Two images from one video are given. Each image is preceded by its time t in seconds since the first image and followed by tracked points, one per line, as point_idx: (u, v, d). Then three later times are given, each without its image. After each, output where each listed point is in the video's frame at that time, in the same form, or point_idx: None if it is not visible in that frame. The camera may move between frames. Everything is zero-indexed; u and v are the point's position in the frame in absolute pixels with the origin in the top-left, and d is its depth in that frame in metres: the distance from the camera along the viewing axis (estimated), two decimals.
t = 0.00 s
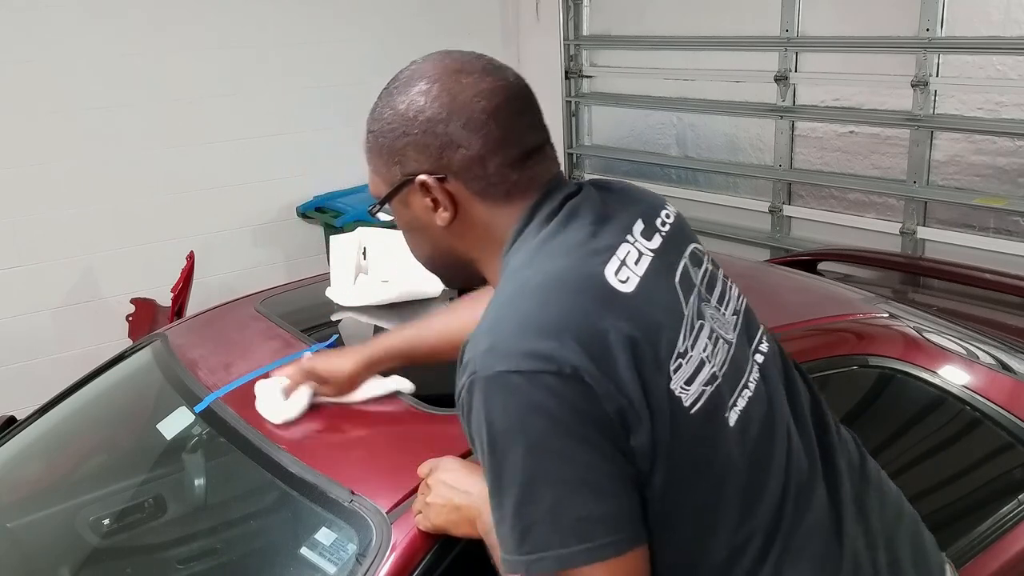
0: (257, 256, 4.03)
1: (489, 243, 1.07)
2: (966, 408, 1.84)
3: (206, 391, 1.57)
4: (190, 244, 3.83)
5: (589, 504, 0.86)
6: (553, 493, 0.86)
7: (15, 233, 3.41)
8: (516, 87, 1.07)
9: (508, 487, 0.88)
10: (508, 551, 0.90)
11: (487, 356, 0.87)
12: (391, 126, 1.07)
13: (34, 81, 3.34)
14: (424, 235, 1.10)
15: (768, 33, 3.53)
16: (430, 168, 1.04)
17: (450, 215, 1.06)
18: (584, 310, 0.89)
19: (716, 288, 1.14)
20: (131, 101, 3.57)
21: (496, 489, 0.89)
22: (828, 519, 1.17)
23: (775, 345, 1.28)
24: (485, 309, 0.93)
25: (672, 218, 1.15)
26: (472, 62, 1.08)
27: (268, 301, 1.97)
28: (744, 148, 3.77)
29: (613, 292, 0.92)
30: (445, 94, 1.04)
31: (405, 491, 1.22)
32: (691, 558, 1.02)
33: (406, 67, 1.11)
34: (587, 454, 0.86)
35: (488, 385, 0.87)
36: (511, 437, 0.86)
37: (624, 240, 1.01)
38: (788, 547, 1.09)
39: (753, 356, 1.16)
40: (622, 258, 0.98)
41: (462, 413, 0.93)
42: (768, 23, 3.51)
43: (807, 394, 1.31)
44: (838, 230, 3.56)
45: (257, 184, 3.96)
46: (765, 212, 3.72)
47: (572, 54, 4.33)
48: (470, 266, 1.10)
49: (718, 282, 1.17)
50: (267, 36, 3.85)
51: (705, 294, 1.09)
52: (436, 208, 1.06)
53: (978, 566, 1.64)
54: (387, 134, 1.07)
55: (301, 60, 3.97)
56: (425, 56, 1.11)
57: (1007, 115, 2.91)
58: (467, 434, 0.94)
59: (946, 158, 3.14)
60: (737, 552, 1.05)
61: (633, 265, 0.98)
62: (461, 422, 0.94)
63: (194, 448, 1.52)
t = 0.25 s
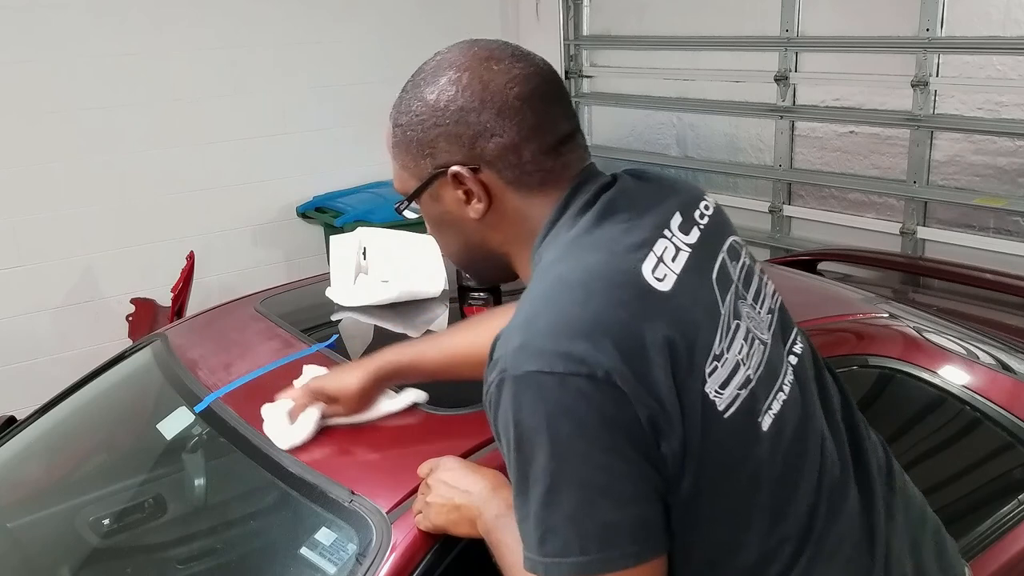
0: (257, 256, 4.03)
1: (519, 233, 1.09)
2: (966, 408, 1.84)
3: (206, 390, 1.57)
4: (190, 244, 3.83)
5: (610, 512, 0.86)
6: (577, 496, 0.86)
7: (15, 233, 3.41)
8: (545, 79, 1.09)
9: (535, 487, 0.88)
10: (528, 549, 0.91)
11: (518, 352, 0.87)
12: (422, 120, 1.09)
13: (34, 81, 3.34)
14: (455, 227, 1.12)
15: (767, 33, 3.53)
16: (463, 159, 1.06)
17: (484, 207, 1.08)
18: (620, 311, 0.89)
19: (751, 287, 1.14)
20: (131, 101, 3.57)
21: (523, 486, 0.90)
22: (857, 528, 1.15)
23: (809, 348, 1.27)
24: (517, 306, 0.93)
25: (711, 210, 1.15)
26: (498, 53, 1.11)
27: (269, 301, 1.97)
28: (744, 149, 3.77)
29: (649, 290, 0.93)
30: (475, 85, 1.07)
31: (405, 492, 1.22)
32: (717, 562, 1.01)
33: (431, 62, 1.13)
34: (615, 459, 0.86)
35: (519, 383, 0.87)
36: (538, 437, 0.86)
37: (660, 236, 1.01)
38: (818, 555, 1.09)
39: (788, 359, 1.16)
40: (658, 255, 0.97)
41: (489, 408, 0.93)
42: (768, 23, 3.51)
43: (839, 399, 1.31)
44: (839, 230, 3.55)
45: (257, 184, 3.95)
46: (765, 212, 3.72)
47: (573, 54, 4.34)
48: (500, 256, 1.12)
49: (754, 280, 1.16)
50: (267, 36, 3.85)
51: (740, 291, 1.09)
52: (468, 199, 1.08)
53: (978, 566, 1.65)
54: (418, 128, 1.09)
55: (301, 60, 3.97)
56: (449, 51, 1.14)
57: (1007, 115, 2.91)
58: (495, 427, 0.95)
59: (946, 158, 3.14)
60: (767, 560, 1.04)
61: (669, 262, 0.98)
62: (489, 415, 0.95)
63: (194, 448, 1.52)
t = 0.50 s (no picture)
0: (257, 256, 4.03)
1: (589, 215, 1.02)
2: (966, 408, 1.84)
3: (206, 391, 1.57)
4: (190, 244, 3.82)
5: (682, 529, 0.85)
6: (649, 510, 0.84)
7: (15, 233, 3.41)
8: (627, 52, 1.01)
9: (603, 491, 0.87)
10: (591, 552, 0.90)
11: (597, 356, 0.84)
12: (495, 86, 0.99)
13: (34, 81, 3.34)
14: (524, 204, 1.04)
15: (768, 33, 3.53)
16: (538, 133, 0.98)
17: (557, 185, 1.00)
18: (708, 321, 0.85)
19: (826, 282, 1.10)
20: (130, 101, 3.57)
21: (590, 491, 0.88)
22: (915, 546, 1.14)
23: (874, 353, 1.25)
24: (592, 302, 0.89)
25: (786, 198, 1.11)
26: (577, 19, 1.02)
27: (269, 301, 1.97)
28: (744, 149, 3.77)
29: (735, 291, 0.89)
30: (555, 52, 0.98)
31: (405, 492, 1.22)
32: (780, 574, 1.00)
33: (503, 25, 1.04)
34: (694, 475, 0.84)
35: (597, 389, 0.83)
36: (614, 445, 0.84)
37: (740, 233, 0.96)
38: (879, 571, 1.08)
39: (857, 364, 1.14)
40: (741, 253, 0.93)
41: (556, 403, 0.90)
42: (768, 23, 3.51)
43: (899, 406, 1.29)
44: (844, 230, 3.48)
45: (257, 184, 3.95)
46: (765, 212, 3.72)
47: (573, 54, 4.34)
48: (569, 238, 1.05)
49: (827, 273, 1.12)
50: (267, 36, 3.85)
51: (817, 289, 1.06)
52: (540, 175, 1.01)
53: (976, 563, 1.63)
54: (489, 96, 1.00)
55: (301, 60, 3.96)
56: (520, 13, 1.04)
57: (1007, 115, 2.90)
58: (558, 421, 0.92)
59: (945, 158, 3.14)
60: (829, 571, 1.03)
61: (752, 261, 0.94)
62: (552, 408, 0.92)
63: (194, 448, 1.52)
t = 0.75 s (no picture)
0: (257, 256, 4.02)
1: (701, 178, 0.94)
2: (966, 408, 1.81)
3: (206, 391, 1.57)
4: (190, 244, 3.82)
5: (785, 516, 0.83)
6: (756, 492, 0.82)
7: (15, 233, 3.41)
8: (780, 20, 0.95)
9: (703, 470, 0.84)
10: (679, 534, 0.86)
11: (719, 326, 0.81)
12: (636, 26, 0.92)
13: (35, 81, 3.35)
14: (636, 157, 0.97)
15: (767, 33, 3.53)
16: (674, 83, 0.91)
17: (679, 139, 0.93)
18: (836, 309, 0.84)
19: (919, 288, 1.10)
20: (130, 101, 3.57)
21: (688, 469, 0.85)
22: (977, 574, 1.14)
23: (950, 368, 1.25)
24: (707, 272, 0.86)
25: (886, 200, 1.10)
26: None
27: (268, 301, 1.97)
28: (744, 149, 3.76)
29: (855, 276, 0.87)
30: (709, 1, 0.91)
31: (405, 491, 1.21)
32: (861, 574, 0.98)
33: None
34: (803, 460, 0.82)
35: (715, 360, 0.81)
36: (727, 420, 0.81)
37: (859, 221, 0.94)
38: None
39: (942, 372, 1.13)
40: (859, 241, 0.92)
41: (658, 374, 0.87)
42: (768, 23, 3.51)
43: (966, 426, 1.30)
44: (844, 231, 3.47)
45: (257, 184, 3.95)
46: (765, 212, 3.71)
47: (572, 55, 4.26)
48: (674, 202, 0.98)
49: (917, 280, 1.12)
50: (266, 37, 3.85)
51: (915, 291, 1.06)
52: (665, 127, 0.93)
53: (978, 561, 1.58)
54: (627, 36, 0.93)
55: (301, 60, 3.96)
56: None
57: (1007, 115, 2.90)
58: (655, 394, 0.88)
59: (945, 158, 3.14)
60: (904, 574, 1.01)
61: (869, 250, 0.93)
62: (650, 379, 0.89)
63: (194, 448, 1.52)
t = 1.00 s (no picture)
0: (257, 256, 4.02)
1: (798, 158, 1.00)
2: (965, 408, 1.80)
3: (206, 391, 1.57)
4: (190, 244, 3.82)
5: (901, 488, 0.86)
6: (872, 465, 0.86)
7: (15, 233, 3.42)
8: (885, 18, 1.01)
9: (820, 448, 0.87)
10: (794, 518, 0.90)
11: (834, 297, 0.87)
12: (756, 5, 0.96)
13: (35, 81, 3.35)
14: (731, 132, 1.01)
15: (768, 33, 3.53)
16: (787, 65, 0.96)
17: (781, 119, 0.98)
18: (942, 288, 0.91)
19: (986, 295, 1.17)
20: (130, 101, 3.57)
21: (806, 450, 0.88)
22: None
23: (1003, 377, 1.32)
24: (814, 250, 0.92)
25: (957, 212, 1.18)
26: None
27: (268, 301, 1.97)
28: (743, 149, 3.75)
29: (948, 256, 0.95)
30: None
31: (406, 490, 1.21)
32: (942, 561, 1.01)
33: None
34: (917, 432, 0.87)
35: (831, 328, 0.86)
36: (843, 391, 0.85)
37: (945, 216, 1.02)
38: None
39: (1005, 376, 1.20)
40: (949, 232, 0.99)
41: (766, 352, 0.91)
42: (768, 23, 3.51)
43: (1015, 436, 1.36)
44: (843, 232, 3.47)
45: (257, 184, 3.95)
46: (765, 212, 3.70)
47: (573, 54, 4.32)
48: (758, 180, 1.04)
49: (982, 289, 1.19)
50: (266, 37, 3.85)
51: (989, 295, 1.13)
52: (770, 105, 0.98)
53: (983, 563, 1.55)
54: (744, 14, 0.97)
55: (301, 60, 3.96)
56: None
57: (1007, 115, 2.90)
58: (761, 374, 0.93)
59: (945, 158, 3.14)
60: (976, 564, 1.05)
61: (954, 241, 1.00)
62: (753, 361, 0.94)
63: (194, 448, 1.52)
